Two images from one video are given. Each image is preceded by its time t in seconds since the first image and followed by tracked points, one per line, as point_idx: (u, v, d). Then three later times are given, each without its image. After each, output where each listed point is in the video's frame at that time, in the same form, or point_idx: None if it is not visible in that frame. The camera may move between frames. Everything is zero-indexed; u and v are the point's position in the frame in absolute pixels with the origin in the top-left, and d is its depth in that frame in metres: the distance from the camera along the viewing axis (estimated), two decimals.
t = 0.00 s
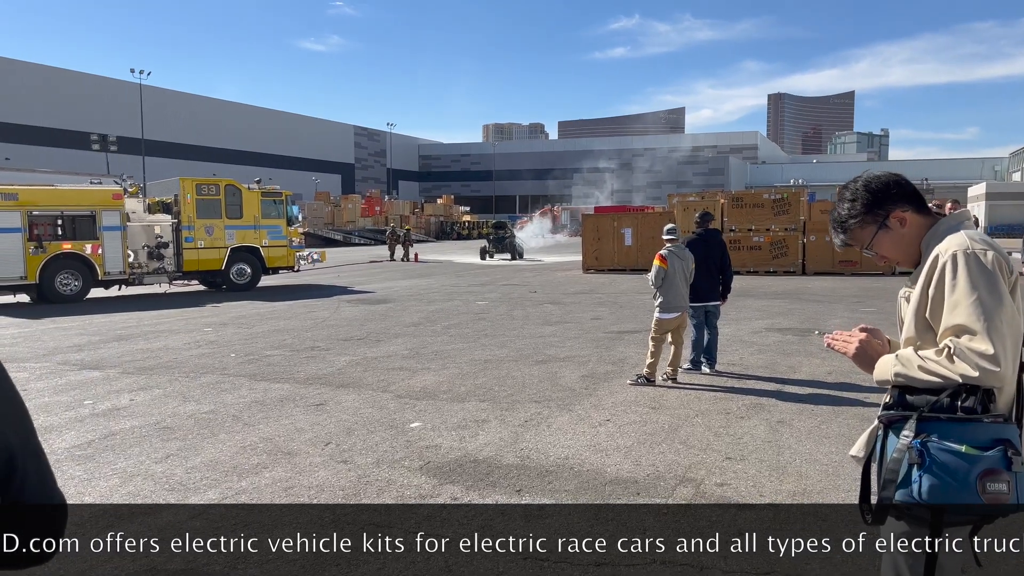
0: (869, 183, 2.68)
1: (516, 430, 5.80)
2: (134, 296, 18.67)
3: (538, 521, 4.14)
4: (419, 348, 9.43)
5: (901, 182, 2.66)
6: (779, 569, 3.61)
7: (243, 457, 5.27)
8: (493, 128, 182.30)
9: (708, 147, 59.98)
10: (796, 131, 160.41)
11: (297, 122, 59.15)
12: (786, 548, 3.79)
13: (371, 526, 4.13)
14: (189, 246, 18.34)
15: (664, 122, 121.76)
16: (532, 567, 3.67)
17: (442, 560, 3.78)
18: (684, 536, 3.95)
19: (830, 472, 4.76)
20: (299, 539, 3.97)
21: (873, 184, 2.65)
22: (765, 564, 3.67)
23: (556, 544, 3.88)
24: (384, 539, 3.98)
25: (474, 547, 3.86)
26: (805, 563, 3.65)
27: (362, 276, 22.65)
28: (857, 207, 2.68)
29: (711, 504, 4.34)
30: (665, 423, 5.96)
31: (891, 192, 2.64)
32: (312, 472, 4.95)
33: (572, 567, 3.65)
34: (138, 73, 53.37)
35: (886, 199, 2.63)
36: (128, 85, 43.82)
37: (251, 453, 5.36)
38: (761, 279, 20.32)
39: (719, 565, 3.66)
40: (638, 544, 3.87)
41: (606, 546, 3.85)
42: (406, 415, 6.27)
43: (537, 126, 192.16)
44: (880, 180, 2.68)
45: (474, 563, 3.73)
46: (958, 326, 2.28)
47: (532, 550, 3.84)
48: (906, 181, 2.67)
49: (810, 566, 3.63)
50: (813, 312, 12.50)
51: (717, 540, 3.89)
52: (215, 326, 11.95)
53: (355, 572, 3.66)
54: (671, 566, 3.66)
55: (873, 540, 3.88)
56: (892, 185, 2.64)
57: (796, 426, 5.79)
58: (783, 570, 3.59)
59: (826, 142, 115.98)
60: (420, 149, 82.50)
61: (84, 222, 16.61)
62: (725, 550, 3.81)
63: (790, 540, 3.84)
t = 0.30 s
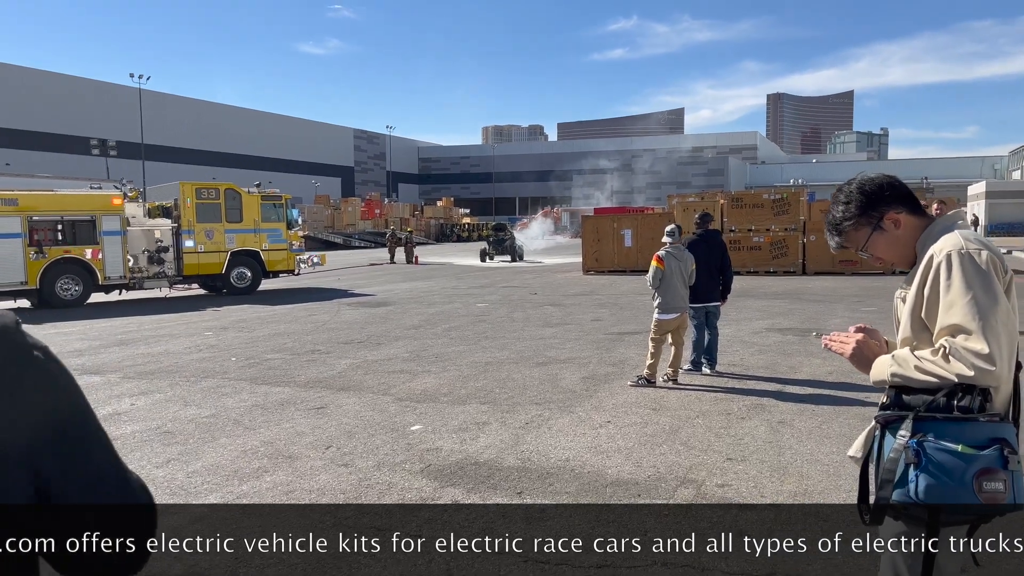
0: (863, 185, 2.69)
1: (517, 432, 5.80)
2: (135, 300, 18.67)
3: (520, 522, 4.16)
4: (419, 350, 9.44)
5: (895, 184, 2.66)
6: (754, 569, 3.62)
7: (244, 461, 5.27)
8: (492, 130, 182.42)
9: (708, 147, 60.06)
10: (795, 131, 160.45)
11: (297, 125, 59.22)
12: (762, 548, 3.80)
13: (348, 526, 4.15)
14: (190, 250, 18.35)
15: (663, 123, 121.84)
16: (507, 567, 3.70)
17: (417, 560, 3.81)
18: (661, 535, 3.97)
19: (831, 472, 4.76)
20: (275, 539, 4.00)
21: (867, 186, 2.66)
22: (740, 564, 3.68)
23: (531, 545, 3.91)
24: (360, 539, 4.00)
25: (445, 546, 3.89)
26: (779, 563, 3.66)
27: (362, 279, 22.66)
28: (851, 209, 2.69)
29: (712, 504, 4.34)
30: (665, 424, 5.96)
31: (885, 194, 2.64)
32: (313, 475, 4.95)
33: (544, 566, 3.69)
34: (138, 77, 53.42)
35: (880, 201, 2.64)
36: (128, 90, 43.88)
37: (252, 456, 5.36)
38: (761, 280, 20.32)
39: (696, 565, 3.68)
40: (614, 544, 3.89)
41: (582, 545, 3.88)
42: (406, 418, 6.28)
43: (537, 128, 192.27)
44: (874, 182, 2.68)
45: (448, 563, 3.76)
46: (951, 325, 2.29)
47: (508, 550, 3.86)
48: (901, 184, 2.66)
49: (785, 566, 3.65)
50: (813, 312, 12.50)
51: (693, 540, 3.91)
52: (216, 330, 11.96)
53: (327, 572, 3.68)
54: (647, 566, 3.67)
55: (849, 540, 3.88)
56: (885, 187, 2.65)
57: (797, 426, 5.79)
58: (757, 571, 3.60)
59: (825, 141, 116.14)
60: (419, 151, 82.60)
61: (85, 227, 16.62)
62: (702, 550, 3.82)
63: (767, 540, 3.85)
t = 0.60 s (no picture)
0: (849, 191, 2.69)
1: (513, 437, 5.79)
2: (131, 306, 18.62)
3: (501, 523, 4.19)
4: (416, 355, 9.43)
5: (879, 189, 2.67)
6: (729, 570, 3.65)
7: (239, 467, 5.25)
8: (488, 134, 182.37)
9: (704, 151, 60.21)
10: (791, 134, 160.83)
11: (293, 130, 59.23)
12: (738, 548, 3.84)
13: (325, 526, 4.18)
14: (186, 256, 18.33)
15: (659, 127, 122.05)
16: (479, 566, 3.73)
17: (392, 559, 3.84)
18: (636, 535, 3.99)
19: (827, 475, 4.76)
20: (251, 539, 4.03)
21: (852, 192, 2.66)
22: (715, 565, 3.71)
23: (507, 544, 3.94)
24: (345, 538, 4.02)
25: (418, 546, 3.92)
26: (753, 564, 3.69)
27: (359, 284, 22.65)
28: (837, 214, 2.68)
29: (707, 507, 4.33)
30: (662, 428, 5.96)
31: (870, 200, 2.65)
32: (309, 480, 4.94)
33: (513, 565, 3.73)
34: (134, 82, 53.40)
35: (865, 206, 2.64)
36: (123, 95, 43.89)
37: (247, 462, 5.35)
38: (758, 283, 20.33)
39: (672, 565, 3.70)
40: (589, 544, 3.92)
41: (558, 546, 3.91)
42: (403, 423, 6.27)
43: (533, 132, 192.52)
44: (860, 187, 2.68)
45: (422, 561, 3.79)
46: (937, 327, 2.29)
47: (482, 550, 3.89)
48: (885, 189, 2.67)
49: (758, 566, 3.68)
50: (809, 315, 12.51)
51: (668, 540, 3.94)
52: (211, 336, 11.93)
53: (318, 571, 3.70)
54: (623, 567, 3.69)
55: (824, 541, 3.91)
56: (871, 192, 2.65)
57: (793, 430, 5.79)
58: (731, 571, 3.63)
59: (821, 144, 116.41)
60: (416, 156, 82.68)
61: (80, 233, 16.59)
62: (677, 550, 3.84)
63: (743, 541, 3.88)
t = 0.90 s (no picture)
0: (834, 202, 2.71)
1: (507, 445, 5.78)
2: (124, 313, 18.55)
3: (483, 523, 4.28)
4: (410, 363, 9.42)
5: (864, 200, 2.69)
6: (706, 568, 3.73)
7: (231, 475, 5.23)
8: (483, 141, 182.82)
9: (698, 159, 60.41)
10: (784, 142, 161.60)
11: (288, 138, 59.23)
12: (713, 549, 3.92)
13: (316, 531, 4.22)
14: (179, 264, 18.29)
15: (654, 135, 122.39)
16: (454, 566, 3.80)
17: (370, 559, 3.92)
18: (612, 536, 4.07)
19: (819, 483, 4.77)
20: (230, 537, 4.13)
21: (837, 203, 2.67)
22: (691, 563, 3.79)
23: (483, 545, 4.01)
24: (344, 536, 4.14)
25: (394, 546, 4.01)
26: (729, 564, 3.77)
27: (353, 292, 22.61)
28: (823, 224, 2.69)
29: (701, 515, 4.32)
30: (655, 436, 5.96)
31: (855, 210, 2.66)
32: (301, 489, 4.92)
33: (485, 563, 3.82)
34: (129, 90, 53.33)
35: (851, 216, 2.66)
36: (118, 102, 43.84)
37: (240, 471, 5.33)
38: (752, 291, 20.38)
39: (658, 567, 3.74)
40: (565, 544, 3.99)
41: (533, 546, 3.98)
42: (396, 431, 6.25)
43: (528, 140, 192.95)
44: (844, 198, 2.70)
45: (398, 562, 3.86)
46: (921, 335, 2.30)
47: (458, 550, 3.97)
48: (870, 199, 2.69)
49: (732, 565, 3.76)
50: (803, 323, 12.54)
51: (644, 540, 4.01)
52: (204, 344, 11.89)
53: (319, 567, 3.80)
54: (599, 568, 3.75)
55: (800, 541, 3.98)
56: (855, 203, 2.67)
57: (786, 437, 5.80)
58: (708, 570, 3.71)
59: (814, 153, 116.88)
60: (411, 163, 82.74)
61: (73, 240, 16.53)
62: (653, 551, 3.91)
63: (718, 541, 3.97)
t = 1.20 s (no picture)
0: (824, 213, 2.71)
1: (501, 454, 5.76)
2: (117, 321, 18.45)
3: (462, 522, 4.41)
4: (404, 371, 9.39)
5: (854, 213, 2.69)
6: (682, 568, 3.81)
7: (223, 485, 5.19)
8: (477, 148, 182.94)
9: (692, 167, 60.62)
10: (777, 151, 162.43)
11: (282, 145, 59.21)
12: (689, 548, 4.01)
13: (305, 530, 4.38)
14: (173, 271, 18.22)
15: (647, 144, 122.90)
16: (430, 565, 3.91)
17: (347, 558, 4.02)
18: (588, 536, 4.19)
19: (815, 493, 4.76)
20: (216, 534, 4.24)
21: (828, 215, 2.67)
22: (669, 562, 3.87)
23: (459, 545, 4.12)
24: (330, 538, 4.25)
25: (372, 545, 4.12)
26: (708, 563, 3.86)
27: (347, 299, 22.56)
28: (814, 237, 2.69)
29: (696, 524, 4.31)
30: (651, 445, 5.95)
31: (845, 222, 2.67)
32: (294, 499, 4.89)
33: (456, 561, 3.95)
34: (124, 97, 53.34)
35: (842, 228, 2.66)
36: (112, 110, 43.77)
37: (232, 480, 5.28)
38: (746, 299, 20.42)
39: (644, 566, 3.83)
40: (540, 544, 4.11)
41: (509, 546, 4.10)
42: (390, 439, 6.22)
43: (522, 148, 193.46)
44: (835, 210, 2.70)
45: (374, 560, 3.97)
46: (912, 345, 2.30)
47: (435, 550, 4.08)
48: (859, 210, 2.70)
49: (708, 565, 3.85)
50: (796, 331, 12.56)
51: (620, 540, 4.11)
52: (198, 351, 11.84)
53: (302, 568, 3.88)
54: (573, 566, 3.86)
55: (777, 541, 4.07)
56: (845, 215, 2.67)
57: (781, 446, 5.79)
58: (688, 570, 3.78)
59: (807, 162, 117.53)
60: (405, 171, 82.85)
61: (66, 247, 16.43)
62: (630, 550, 4.01)
63: (695, 540, 4.07)
